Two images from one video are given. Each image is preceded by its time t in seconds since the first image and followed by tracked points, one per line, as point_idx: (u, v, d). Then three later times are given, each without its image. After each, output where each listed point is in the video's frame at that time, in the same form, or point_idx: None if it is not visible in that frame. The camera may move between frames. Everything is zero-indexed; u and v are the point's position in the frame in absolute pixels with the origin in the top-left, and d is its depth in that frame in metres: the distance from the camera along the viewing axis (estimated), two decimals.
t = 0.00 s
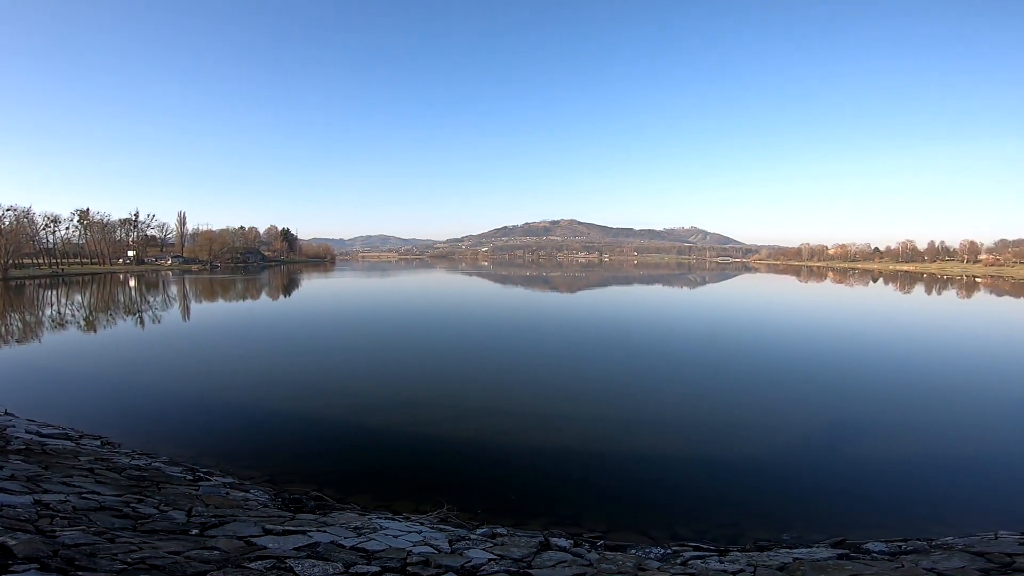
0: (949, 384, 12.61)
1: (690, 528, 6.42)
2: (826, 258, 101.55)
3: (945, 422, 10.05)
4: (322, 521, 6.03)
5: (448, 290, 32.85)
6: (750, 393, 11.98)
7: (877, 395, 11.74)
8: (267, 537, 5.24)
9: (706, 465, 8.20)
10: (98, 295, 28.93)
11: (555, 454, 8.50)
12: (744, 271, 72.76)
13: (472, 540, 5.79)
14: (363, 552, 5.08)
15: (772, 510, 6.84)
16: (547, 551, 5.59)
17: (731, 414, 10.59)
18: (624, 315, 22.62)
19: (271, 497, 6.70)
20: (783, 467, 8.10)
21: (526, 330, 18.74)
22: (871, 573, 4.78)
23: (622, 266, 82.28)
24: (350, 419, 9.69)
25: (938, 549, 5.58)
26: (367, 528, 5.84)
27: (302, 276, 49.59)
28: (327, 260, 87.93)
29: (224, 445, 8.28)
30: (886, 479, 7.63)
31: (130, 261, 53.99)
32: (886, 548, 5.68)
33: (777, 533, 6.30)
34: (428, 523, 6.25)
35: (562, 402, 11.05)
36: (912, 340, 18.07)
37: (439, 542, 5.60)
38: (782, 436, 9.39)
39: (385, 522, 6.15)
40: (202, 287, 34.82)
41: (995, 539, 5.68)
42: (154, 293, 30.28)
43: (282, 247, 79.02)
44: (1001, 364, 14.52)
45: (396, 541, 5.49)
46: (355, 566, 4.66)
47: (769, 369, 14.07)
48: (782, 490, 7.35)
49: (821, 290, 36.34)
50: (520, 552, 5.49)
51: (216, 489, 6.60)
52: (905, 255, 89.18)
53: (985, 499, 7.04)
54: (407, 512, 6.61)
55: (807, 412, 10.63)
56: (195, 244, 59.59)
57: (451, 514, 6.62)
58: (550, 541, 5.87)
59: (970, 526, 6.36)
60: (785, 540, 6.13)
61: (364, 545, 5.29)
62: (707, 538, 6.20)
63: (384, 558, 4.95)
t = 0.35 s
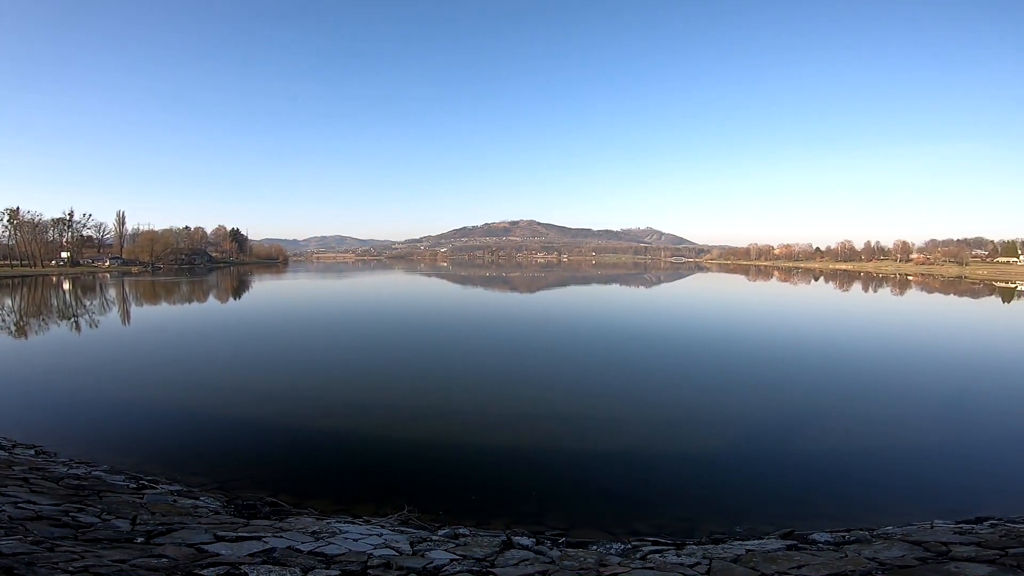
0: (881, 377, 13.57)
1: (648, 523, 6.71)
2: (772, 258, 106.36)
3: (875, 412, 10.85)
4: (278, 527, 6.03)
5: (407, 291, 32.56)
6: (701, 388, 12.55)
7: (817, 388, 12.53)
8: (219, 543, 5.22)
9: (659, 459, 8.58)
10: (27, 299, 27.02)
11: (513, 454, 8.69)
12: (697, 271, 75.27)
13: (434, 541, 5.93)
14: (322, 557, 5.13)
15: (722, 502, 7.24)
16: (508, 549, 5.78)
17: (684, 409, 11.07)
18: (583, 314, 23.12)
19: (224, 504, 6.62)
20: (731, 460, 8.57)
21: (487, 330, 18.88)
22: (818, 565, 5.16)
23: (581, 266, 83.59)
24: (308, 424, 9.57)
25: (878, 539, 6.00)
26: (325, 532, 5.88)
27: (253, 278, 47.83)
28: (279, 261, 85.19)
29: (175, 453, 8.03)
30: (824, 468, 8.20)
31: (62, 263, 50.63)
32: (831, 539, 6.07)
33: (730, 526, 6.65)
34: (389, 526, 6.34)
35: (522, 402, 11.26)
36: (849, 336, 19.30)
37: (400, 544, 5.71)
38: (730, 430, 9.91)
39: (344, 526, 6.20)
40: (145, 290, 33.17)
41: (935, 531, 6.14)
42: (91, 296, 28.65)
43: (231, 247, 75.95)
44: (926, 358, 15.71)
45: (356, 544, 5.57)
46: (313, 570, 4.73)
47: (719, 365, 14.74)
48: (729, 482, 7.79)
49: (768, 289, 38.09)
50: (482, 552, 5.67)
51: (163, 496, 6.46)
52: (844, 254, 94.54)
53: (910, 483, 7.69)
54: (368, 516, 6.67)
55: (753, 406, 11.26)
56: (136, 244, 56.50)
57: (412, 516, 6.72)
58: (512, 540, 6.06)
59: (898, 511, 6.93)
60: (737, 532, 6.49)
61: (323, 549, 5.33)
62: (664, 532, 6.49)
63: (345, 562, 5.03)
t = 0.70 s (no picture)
0: (844, 373, 14.14)
1: (623, 520, 6.85)
2: (740, 258, 109.00)
3: (840, 407, 11.28)
4: (247, 531, 6.01)
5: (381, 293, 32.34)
6: (674, 386, 12.88)
7: (785, 384, 12.99)
8: (185, 548, 5.19)
9: (634, 458, 8.78)
10: None
11: (488, 454, 8.80)
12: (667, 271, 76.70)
13: (408, 542, 6.01)
14: (294, 560, 5.16)
15: (693, 496, 7.47)
16: (484, 549, 5.89)
17: (657, 407, 11.35)
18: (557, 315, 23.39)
19: (191, 510, 6.55)
20: (703, 455, 8.83)
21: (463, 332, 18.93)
22: (785, 558, 5.38)
23: (554, 267, 84.24)
24: (281, 428, 9.49)
25: (840, 532, 6.20)
26: (297, 536, 5.90)
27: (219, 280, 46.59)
28: (246, 263, 83.17)
29: (142, 459, 7.88)
30: (790, 462, 8.51)
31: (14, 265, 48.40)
32: (795, 533, 6.28)
33: (702, 521, 6.83)
34: (363, 528, 6.40)
35: (498, 403, 11.37)
36: (814, 334, 19.98)
37: (373, 546, 5.77)
38: (701, 426, 10.21)
39: (316, 529, 6.22)
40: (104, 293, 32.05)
41: (893, 522, 6.38)
42: (47, 300, 27.57)
43: (196, 249, 73.80)
44: (886, 354, 16.42)
45: (328, 547, 5.60)
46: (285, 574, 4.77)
47: (692, 364, 15.15)
48: (700, 477, 8.04)
49: (736, 288, 39.09)
50: (457, 552, 5.78)
51: (127, 503, 6.37)
52: (807, 254, 97.70)
53: (869, 473, 8.05)
54: (341, 519, 6.70)
55: (724, 403, 11.61)
56: (93, 246, 54.39)
57: (387, 518, 6.78)
58: (487, 540, 6.16)
59: (857, 502, 7.24)
60: (709, 527, 6.67)
61: (294, 552, 5.35)
62: (638, 528, 6.66)
63: (317, 564, 5.07)
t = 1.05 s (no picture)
0: (802, 370, 14.77)
1: (588, 519, 7.04)
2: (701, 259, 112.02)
3: (797, 404, 11.76)
4: (206, 538, 5.94)
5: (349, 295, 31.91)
6: (641, 386, 13.21)
7: (746, 383, 13.48)
8: (139, 556, 5.10)
9: (599, 457, 8.99)
10: None
11: (455, 456, 8.88)
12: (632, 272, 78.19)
13: (374, 546, 6.05)
14: (255, 566, 5.14)
15: (656, 494, 7.72)
16: (451, 551, 5.98)
17: (624, 406, 11.64)
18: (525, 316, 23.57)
19: (145, 518, 6.41)
20: (666, 454, 9.11)
21: (433, 334, 18.86)
22: (743, 553, 5.64)
23: (522, 268, 84.63)
24: (245, 434, 9.35)
25: (795, 526, 6.47)
26: (258, 541, 5.86)
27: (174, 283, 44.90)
28: (203, 266, 80.32)
29: (96, 467, 7.66)
30: (749, 458, 8.86)
31: None
32: (754, 528, 6.54)
33: (664, 518, 7.06)
34: (327, 533, 6.40)
35: (468, 405, 11.42)
36: (773, 333, 20.74)
37: (338, 550, 5.78)
38: (666, 425, 10.52)
39: (278, 534, 6.18)
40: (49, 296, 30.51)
41: (844, 515, 6.70)
42: None
43: (148, 251, 70.81)
44: (840, 352, 17.21)
45: (290, 552, 5.59)
46: None
47: (658, 363, 15.55)
48: (663, 475, 8.30)
49: (700, 288, 40.18)
50: (424, 554, 5.86)
51: (77, 511, 6.19)
52: (764, 255, 101.11)
53: (821, 467, 8.46)
54: (304, 524, 6.68)
55: (687, 402, 11.99)
56: (35, 248, 51.48)
57: (352, 522, 6.79)
58: (454, 541, 6.25)
59: (810, 496, 7.61)
60: (670, 524, 6.90)
61: (256, 558, 5.32)
62: (603, 527, 6.84)
63: (280, 570, 5.06)
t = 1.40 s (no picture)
0: (748, 367, 15.48)
1: (542, 518, 7.00)
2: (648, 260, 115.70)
3: (743, 398, 12.29)
4: (144, 549, 5.64)
5: (300, 298, 31.00)
6: (597, 383, 13.51)
7: (695, 378, 14.05)
8: (71, 568, 4.80)
9: (557, 456, 9.06)
10: None
11: (410, 457, 8.77)
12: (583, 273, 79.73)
13: (325, 552, 5.90)
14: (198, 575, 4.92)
15: (610, 489, 7.81)
16: (405, 554, 5.87)
17: (582, 403, 11.81)
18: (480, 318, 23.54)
19: (76, 530, 6.04)
20: (621, 450, 9.27)
21: (388, 337, 18.60)
22: (688, 547, 5.58)
23: (474, 270, 84.51)
24: (191, 444, 8.96)
25: (737, 519, 6.51)
26: (201, 551, 5.62)
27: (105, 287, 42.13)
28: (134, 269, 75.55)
29: (20, 482, 7.17)
30: (699, 452, 9.16)
31: None
32: (699, 521, 6.55)
33: (615, 515, 7.08)
34: (274, 541, 6.19)
35: (426, 407, 11.32)
36: (720, 330, 21.73)
37: (287, 558, 5.62)
38: (621, 420, 10.74)
39: (222, 544, 5.94)
40: None
41: (781, 508, 6.79)
42: None
43: (72, 254, 65.91)
44: (780, 348, 18.20)
45: (236, 561, 5.39)
46: None
47: (614, 362, 15.90)
48: (617, 470, 8.45)
49: (649, 288, 41.51)
50: (377, 559, 5.74)
51: None
52: (706, 256, 105.62)
53: (766, 459, 8.83)
54: (250, 533, 6.45)
55: (642, 398, 12.31)
56: None
57: (300, 529, 6.60)
58: (408, 544, 6.15)
59: (754, 486, 7.89)
60: (622, 520, 6.92)
61: (198, 568, 5.10)
62: (557, 525, 6.81)
63: None
